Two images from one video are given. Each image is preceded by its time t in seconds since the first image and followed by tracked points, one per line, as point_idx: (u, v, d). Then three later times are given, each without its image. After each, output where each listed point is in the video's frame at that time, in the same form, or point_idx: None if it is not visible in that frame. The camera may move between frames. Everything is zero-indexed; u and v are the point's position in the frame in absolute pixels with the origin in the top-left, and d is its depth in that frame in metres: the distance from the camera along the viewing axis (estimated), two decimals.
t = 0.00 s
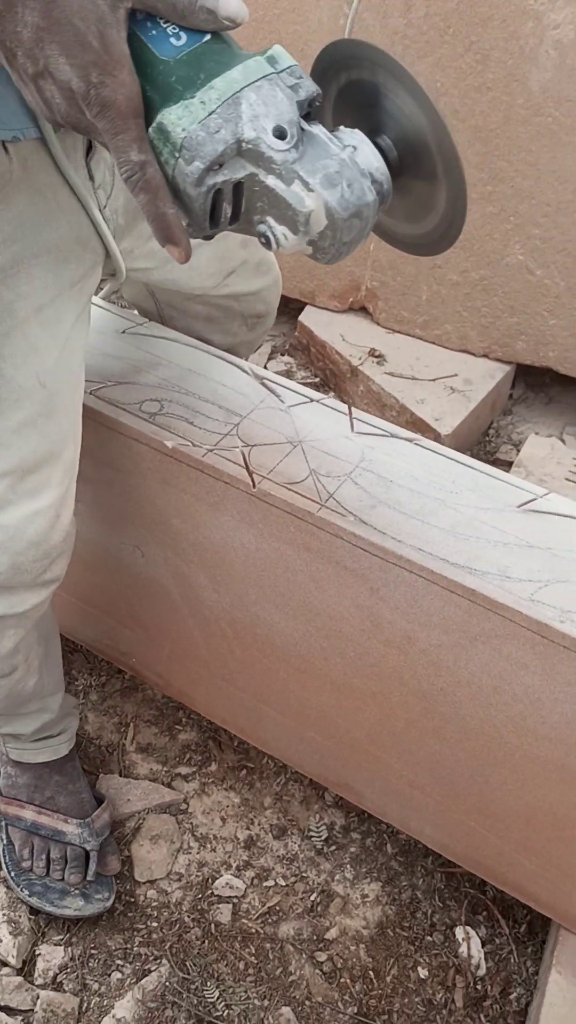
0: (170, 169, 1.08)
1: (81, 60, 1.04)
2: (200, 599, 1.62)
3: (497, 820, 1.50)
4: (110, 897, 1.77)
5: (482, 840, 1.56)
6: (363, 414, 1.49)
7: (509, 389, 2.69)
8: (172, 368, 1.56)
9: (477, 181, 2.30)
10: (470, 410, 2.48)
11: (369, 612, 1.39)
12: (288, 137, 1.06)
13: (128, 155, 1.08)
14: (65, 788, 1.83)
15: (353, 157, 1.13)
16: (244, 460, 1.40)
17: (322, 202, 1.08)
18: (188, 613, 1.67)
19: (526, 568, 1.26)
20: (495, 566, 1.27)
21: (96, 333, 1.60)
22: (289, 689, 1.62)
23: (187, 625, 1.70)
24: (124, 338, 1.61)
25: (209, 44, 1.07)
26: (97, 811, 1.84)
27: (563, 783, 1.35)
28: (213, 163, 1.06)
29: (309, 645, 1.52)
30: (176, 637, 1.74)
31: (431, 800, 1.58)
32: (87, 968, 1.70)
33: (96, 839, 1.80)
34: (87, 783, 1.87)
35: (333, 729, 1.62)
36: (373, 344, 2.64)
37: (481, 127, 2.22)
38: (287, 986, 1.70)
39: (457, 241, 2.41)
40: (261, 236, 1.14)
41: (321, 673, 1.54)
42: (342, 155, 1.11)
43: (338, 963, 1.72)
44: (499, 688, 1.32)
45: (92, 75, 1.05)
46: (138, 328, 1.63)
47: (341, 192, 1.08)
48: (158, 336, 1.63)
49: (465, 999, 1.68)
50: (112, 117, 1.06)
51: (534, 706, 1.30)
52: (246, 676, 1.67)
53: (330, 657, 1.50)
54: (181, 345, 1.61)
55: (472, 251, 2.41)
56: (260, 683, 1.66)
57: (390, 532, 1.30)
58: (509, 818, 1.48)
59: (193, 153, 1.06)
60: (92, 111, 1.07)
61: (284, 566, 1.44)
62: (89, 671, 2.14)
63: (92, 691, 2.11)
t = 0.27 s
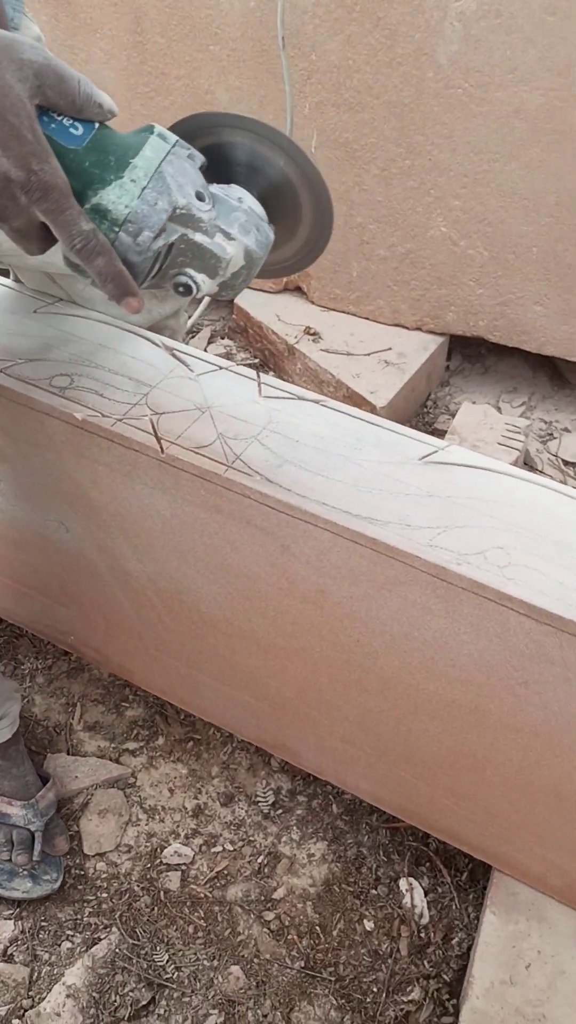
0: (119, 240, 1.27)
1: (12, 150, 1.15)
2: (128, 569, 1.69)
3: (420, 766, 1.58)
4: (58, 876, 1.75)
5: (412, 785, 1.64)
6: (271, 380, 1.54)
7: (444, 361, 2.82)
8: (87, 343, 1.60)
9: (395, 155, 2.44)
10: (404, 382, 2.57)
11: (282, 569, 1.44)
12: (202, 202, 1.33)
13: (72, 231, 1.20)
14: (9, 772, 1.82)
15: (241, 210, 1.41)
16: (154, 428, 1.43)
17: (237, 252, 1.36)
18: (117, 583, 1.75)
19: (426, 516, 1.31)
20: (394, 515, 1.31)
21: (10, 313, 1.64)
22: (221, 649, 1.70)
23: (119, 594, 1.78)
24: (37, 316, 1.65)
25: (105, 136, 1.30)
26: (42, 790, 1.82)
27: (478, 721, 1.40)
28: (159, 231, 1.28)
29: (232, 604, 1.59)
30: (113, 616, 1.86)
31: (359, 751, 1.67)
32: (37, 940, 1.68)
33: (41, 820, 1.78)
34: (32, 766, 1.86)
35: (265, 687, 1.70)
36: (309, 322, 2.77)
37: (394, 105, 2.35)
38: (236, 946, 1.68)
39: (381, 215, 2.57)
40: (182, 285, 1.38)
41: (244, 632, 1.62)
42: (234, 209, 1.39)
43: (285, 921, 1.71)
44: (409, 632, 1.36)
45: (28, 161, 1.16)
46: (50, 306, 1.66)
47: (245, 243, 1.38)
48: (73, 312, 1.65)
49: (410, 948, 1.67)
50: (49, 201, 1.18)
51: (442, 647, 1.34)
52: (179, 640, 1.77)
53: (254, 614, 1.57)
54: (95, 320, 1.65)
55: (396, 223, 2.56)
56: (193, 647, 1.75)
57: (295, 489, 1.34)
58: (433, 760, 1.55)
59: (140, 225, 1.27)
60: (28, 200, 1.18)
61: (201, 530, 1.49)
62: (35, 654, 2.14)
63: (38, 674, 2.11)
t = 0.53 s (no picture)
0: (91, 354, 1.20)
1: (17, 263, 1.09)
2: (105, 579, 1.68)
3: (411, 754, 1.58)
4: (59, 895, 1.72)
5: (405, 774, 1.63)
6: (234, 377, 1.54)
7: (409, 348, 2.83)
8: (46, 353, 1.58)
9: (345, 147, 2.44)
10: (371, 372, 2.58)
11: (258, 567, 1.43)
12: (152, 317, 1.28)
13: (66, 341, 1.14)
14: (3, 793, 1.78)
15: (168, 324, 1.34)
16: (120, 435, 1.41)
17: (177, 362, 1.32)
18: (94, 594, 1.74)
19: (397, 503, 1.31)
20: (367, 504, 1.30)
21: None
22: (204, 653, 1.69)
23: (97, 605, 1.76)
24: None
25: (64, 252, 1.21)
26: (37, 810, 1.80)
27: (464, 704, 1.40)
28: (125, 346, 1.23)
29: (211, 607, 1.58)
30: (93, 628, 1.84)
31: (350, 744, 1.66)
32: (42, 960, 1.65)
33: (39, 839, 1.76)
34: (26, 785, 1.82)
35: (252, 687, 1.69)
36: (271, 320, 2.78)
37: (340, 95, 2.34)
38: (241, 949, 1.66)
39: (335, 207, 2.56)
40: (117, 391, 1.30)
41: (225, 634, 1.61)
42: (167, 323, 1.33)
43: (289, 919, 1.70)
44: (389, 621, 1.36)
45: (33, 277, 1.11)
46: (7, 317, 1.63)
47: (182, 352, 1.33)
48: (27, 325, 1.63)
49: (413, 937, 1.67)
50: (46, 312, 1.12)
51: (423, 633, 1.34)
52: (161, 647, 1.75)
53: (234, 615, 1.56)
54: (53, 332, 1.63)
55: (351, 215, 2.56)
56: (176, 653, 1.74)
57: (265, 485, 1.33)
58: (423, 747, 1.55)
59: (114, 337, 1.22)
60: (25, 314, 1.11)
61: (174, 534, 1.47)
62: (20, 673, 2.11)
63: (25, 692, 2.07)
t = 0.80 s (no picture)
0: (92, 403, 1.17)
1: (49, 309, 1.04)
2: (96, 580, 1.67)
3: (405, 753, 1.58)
4: (52, 897, 1.71)
5: (399, 773, 1.63)
6: (224, 375, 1.53)
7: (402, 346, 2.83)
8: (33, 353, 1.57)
9: (336, 144, 2.43)
10: (362, 370, 2.57)
11: (249, 567, 1.43)
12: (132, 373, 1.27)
13: (78, 389, 1.12)
14: None
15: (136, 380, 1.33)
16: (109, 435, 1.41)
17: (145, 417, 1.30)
18: (85, 595, 1.73)
19: (388, 502, 1.30)
20: (357, 503, 1.30)
21: None
22: (196, 654, 1.69)
23: (88, 606, 1.75)
24: None
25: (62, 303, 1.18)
26: (30, 811, 1.78)
27: (457, 702, 1.40)
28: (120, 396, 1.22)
29: (203, 607, 1.57)
30: (84, 629, 1.83)
31: (344, 744, 1.66)
32: (35, 963, 1.65)
33: (31, 839, 1.75)
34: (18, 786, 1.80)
35: (245, 686, 1.68)
36: (262, 318, 2.78)
37: (331, 93, 2.34)
38: (235, 950, 1.66)
39: (326, 205, 2.56)
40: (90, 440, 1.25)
41: (217, 634, 1.61)
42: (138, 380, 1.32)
43: (283, 919, 1.70)
44: (380, 619, 1.36)
45: (60, 321, 1.07)
46: None
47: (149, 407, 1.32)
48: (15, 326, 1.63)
49: (409, 936, 1.67)
50: (66, 360, 1.09)
51: (415, 631, 1.34)
52: (153, 647, 1.74)
53: (226, 615, 1.55)
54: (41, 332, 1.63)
55: (343, 212, 2.56)
56: (167, 654, 1.74)
57: (254, 484, 1.32)
58: (417, 746, 1.54)
59: (112, 388, 1.20)
60: (45, 360, 1.07)
61: (165, 534, 1.47)
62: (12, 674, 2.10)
63: (18, 694, 2.07)
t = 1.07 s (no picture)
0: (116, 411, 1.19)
1: (79, 321, 1.08)
2: (89, 575, 1.67)
3: (406, 732, 1.58)
4: (64, 890, 1.73)
5: (401, 752, 1.63)
6: (205, 364, 1.52)
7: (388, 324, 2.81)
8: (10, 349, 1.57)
9: (311, 123, 2.41)
10: (349, 350, 2.55)
11: (240, 555, 1.42)
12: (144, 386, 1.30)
13: (107, 398, 1.15)
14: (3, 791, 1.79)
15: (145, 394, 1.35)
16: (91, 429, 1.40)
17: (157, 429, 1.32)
18: (79, 590, 1.73)
19: (374, 483, 1.30)
20: (344, 486, 1.29)
21: None
22: (193, 643, 1.69)
23: (84, 602, 1.75)
24: None
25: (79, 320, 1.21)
26: (38, 806, 1.80)
27: (454, 679, 1.40)
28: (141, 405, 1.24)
29: (197, 597, 1.57)
30: (81, 625, 1.83)
31: (345, 726, 1.66)
32: (50, 957, 1.66)
33: (41, 835, 1.76)
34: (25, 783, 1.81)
35: (243, 674, 1.68)
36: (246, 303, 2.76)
37: (301, 72, 2.32)
38: (248, 935, 1.67)
39: (304, 185, 2.54)
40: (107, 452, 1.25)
41: (212, 623, 1.61)
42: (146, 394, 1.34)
43: (294, 902, 1.71)
44: (373, 601, 1.35)
45: (88, 334, 1.11)
46: None
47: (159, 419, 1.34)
48: None
49: (419, 912, 1.68)
50: (95, 370, 1.12)
51: (407, 611, 1.33)
52: (150, 640, 1.75)
53: (219, 603, 1.55)
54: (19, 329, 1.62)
55: (321, 192, 2.54)
56: (165, 646, 1.74)
57: (239, 472, 1.32)
58: (417, 724, 1.54)
59: (133, 399, 1.22)
60: (76, 372, 1.11)
61: (154, 526, 1.46)
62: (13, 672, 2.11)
63: (20, 692, 2.07)
